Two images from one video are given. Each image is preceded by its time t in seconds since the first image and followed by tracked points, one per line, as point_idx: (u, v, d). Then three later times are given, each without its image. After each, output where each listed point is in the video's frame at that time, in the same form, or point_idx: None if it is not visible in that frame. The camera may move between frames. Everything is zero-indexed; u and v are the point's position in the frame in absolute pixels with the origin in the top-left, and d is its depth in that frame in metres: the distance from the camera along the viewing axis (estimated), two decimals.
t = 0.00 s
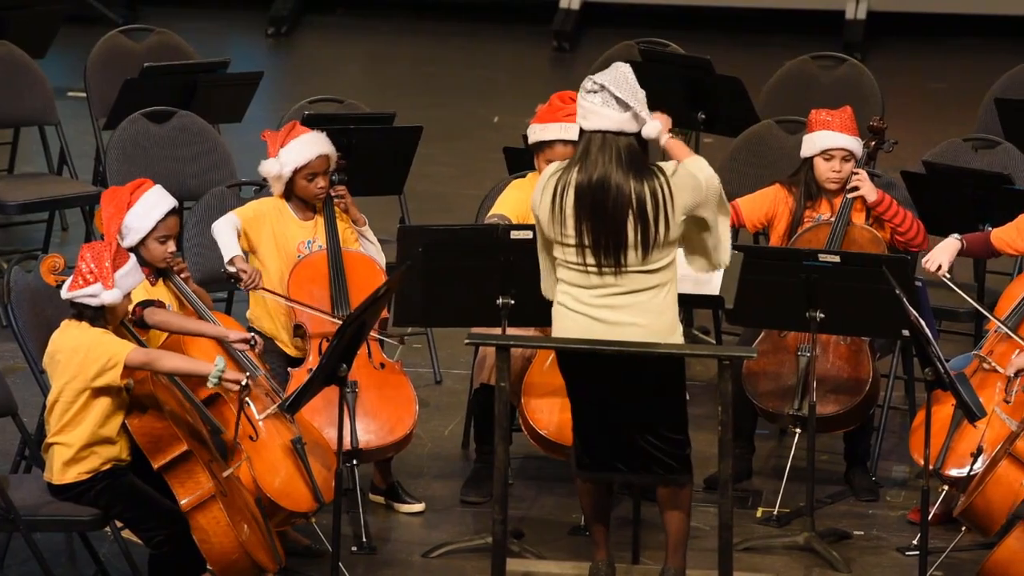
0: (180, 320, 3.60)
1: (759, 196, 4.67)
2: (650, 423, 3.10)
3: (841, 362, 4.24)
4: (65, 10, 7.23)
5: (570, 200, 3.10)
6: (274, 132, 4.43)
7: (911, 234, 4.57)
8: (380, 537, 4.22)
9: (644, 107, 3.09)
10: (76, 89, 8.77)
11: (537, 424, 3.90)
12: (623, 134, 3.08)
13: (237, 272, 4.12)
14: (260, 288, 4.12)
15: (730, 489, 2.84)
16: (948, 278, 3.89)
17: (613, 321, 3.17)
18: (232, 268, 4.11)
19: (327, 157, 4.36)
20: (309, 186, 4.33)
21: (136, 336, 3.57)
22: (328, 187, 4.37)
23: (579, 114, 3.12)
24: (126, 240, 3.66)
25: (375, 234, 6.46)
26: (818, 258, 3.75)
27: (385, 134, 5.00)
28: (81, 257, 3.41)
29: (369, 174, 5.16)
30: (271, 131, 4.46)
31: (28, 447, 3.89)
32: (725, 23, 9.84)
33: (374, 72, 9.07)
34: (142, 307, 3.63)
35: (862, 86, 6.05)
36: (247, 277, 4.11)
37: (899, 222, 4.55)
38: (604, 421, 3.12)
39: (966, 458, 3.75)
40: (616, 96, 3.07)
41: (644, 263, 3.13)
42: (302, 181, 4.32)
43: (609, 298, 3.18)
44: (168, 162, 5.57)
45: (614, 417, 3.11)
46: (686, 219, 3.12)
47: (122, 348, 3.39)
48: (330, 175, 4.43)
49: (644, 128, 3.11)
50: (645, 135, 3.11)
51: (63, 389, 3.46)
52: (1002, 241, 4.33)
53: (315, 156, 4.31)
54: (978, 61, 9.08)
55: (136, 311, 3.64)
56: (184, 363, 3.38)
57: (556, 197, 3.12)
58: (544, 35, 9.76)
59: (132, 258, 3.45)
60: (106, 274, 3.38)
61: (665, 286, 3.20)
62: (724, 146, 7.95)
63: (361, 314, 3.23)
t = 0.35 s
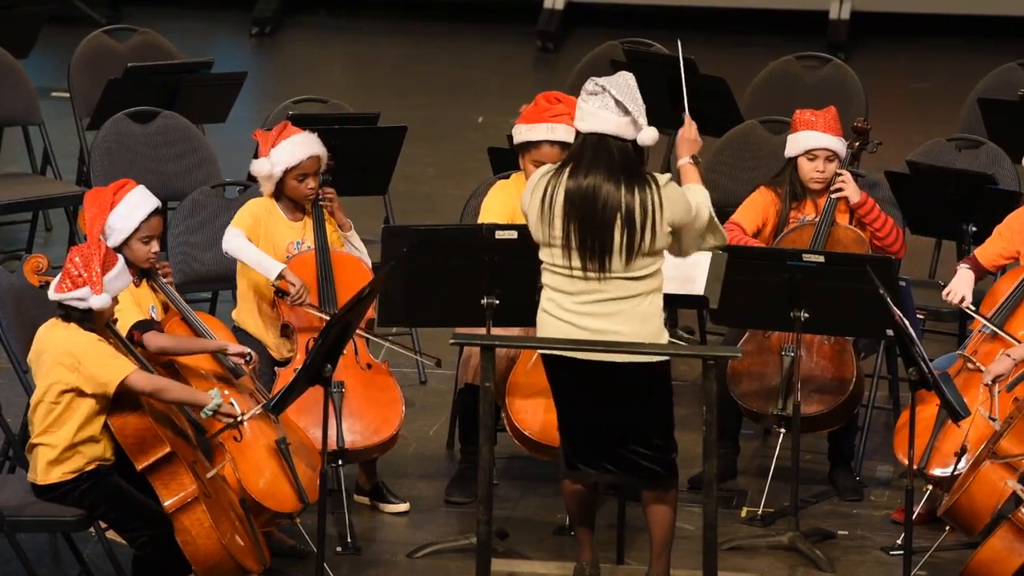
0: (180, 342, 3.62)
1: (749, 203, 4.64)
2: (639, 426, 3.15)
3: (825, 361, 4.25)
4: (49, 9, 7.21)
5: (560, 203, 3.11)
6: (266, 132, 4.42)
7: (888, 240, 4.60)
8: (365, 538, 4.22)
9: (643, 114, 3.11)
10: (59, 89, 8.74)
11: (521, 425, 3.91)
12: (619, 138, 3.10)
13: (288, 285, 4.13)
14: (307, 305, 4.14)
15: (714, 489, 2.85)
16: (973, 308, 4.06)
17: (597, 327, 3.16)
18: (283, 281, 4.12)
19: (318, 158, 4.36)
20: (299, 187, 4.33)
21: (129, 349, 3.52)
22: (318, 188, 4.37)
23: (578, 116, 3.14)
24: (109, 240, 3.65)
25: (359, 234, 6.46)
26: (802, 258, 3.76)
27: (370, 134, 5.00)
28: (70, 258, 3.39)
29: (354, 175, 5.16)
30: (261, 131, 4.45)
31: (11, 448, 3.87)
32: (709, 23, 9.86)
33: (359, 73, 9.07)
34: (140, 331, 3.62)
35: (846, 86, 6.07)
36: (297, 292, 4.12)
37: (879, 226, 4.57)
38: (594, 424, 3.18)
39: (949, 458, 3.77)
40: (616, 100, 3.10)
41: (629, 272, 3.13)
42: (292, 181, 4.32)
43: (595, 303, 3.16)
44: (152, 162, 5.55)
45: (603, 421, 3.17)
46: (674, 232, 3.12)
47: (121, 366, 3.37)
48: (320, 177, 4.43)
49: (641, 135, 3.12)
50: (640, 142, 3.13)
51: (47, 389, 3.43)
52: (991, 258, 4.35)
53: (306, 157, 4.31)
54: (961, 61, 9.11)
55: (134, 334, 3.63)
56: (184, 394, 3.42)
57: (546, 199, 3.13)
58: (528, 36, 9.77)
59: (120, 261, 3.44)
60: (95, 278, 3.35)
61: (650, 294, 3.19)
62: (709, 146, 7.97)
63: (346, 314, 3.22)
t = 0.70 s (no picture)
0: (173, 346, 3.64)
1: (744, 208, 4.61)
2: (638, 431, 3.14)
3: (815, 361, 4.26)
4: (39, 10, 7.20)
5: (566, 210, 3.04)
6: (258, 131, 4.41)
7: (877, 239, 4.60)
8: (355, 538, 4.22)
9: (648, 123, 3.01)
10: (49, 90, 8.73)
11: (511, 425, 3.91)
12: (625, 147, 3.01)
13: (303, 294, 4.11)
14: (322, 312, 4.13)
15: (704, 489, 2.86)
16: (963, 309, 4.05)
17: (605, 333, 3.08)
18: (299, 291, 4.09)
19: (310, 159, 4.35)
20: (290, 187, 4.32)
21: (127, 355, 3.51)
22: (309, 189, 4.36)
23: (584, 123, 3.06)
24: (101, 240, 3.65)
25: (350, 235, 6.46)
26: (793, 258, 3.76)
27: (361, 134, 5.00)
28: (57, 259, 3.37)
29: (345, 175, 5.16)
30: (253, 130, 4.44)
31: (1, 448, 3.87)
32: (700, 23, 9.87)
33: (350, 73, 9.06)
34: (132, 335, 3.62)
35: (836, 87, 6.08)
36: (312, 297, 4.11)
37: (867, 225, 4.57)
38: (594, 426, 3.17)
39: (940, 458, 3.76)
40: (621, 108, 3.01)
41: (635, 280, 3.05)
42: (283, 181, 4.31)
43: (600, 311, 3.09)
44: (142, 163, 5.55)
45: (604, 422, 3.16)
46: (682, 240, 3.04)
47: (110, 376, 3.37)
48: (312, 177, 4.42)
49: (646, 144, 3.03)
50: (647, 151, 3.03)
51: (37, 389, 3.42)
52: (975, 254, 4.40)
53: (298, 158, 4.30)
54: (951, 61, 9.13)
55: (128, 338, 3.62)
56: (170, 405, 3.43)
57: (552, 206, 3.06)
58: (519, 36, 9.77)
59: (108, 260, 3.42)
60: (82, 278, 3.34)
61: (657, 300, 3.11)
62: (699, 146, 7.97)
63: (336, 314, 3.21)
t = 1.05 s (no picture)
0: (161, 338, 3.60)
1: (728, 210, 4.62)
2: (628, 431, 3.14)
3: (804, 360, 4.27)
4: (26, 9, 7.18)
5: (578, 211, 3.01)
6: (242, 131, 4.41)
7: (870, 233, 4.60)
8: (345, 538, 4.22)
9: (663, 124, 2.98)
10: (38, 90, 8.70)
11: (501, 424, 3.92)
12: (637, 149, 2.98)
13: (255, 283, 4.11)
14: (275, 302, 4.12)
15: (694, 488, 2.87)
16: (932, 281, 4.02)
17: (616, 331, 3.08)
18: (251, 280, 4.10)
19: (295, 157, 4.34)
20: (276, 186, 4.32)
21: (117, 355, 3.51)
22: (295, 186, 4.36)
23: (596, 123, 3.02)
24: (89, 240, 3.64)
25: (339, 235, 6.45)
26: (781, 258, 3.76)
27: (350, 134, 5.00)
28: (49, 259, 3.37)
29: (334, 176, 5.15)
30: (238, 130, 4.44)
31: None
32: (688, 23, 9.88)
33: (339, 73, 9.05)
34: (119, 329, 3.60)
35: (825, 86, 6.10)
36: (264, 290, 4.11)
37: (859, 217, 4.58)
38: (584, 423, 3.18)
39: (929, 457, 3.78)
40: (635, 109, 2.97)
41: (647, 280, 3.05)
42: (269, 180, 4.32)
43: (610, 311, 3.08)
44: (131, 163, 5.53)
45: (595, 418, 3.16)
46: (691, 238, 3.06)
47: (101, 375, 3.35)
48: (299, 175, 4.42)
49: (661, 144, 3.00)
50: (662, 151, 3.01)
51: (26, 391, 3.42)
52: (953, 240, 4.44)
53: (283, 155, 4.30)
54: (939, 61, 9.15)
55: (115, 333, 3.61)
56: (166, 401, 3.41)
57: (564, 207, 3.03)
58: (508, 36, 9.77)
59: (99, 260, 3.41)
60: (74, 278, 3.34)
61: (667, 299, 3.11)
62: (688, 146, 7.98)
63: (325, 314, 3.21)
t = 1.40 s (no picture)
0: (150, 351, 3.61)
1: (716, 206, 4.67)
2: (613, 431, 3.14)
3: (790, 360, 4.28)
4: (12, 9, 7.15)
5: (578, 220, 3.01)
6: (228, 131, 4.41)
7: (853, 235, 4.62)
8: (332, 538, 4.22)
9: (665, 135, 2.99)
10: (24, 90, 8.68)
11: (488, 425, 3.92)
12: (639, 159, 2.99)
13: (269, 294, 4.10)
14: (289, 312, 4.11)
15: (680, 488, 2.88)
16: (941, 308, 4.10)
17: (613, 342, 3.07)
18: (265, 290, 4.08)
19: (280, 159, 4.34)
20: (261, 187, 4.31)
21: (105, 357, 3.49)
22: (280, 188, 4.36)
23: (597, 132, 3.03)
24: (76, 241, 3.63)
25: (326, 236, 6.45)
26: (767, 258, 3.78)
27: (337, 134, 4.99)
28: (35, 261, 3.36)
29: (321, 176, 5.15)
30: (223, 131, 4.44)
31: None
32: (675, 23, 9.89)
33: (326, 73, 9.04)
34: (110, 341, 3.60)
35: (811, 86, 6.11)
36: (278, 301, 4.09)
37: (843, 218, 4.60)
38: (571, 425, 3.18)
39: (915, 457, 3.80)
40: (639, 119, 2.98)
41: (646, 291, 3.05)
42: (253, 181, 4.31)
43: (609, 323, 3.08)
44: (117, 163, 5.52)
45: (582, 419, 3.16)
46: (694, 255, 3.03)
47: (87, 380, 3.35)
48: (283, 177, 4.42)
49: (663, 156, 3.02)
50: (663, 162, 3.03)
51: (13, 393, 3.41)
52: (953, 258, 4.43)
53: (268, 157, 4.30)
54: (925, 61, 9.18)
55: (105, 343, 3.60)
56: (151, 406, 3.42)
57: (563, 216, 3.02)
58: (495, 36, 9.77)
59: (85, 261, 3.41)
60: (60, 281, 3.33)
61: (666, 310, 3.09)
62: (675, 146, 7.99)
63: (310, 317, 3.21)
